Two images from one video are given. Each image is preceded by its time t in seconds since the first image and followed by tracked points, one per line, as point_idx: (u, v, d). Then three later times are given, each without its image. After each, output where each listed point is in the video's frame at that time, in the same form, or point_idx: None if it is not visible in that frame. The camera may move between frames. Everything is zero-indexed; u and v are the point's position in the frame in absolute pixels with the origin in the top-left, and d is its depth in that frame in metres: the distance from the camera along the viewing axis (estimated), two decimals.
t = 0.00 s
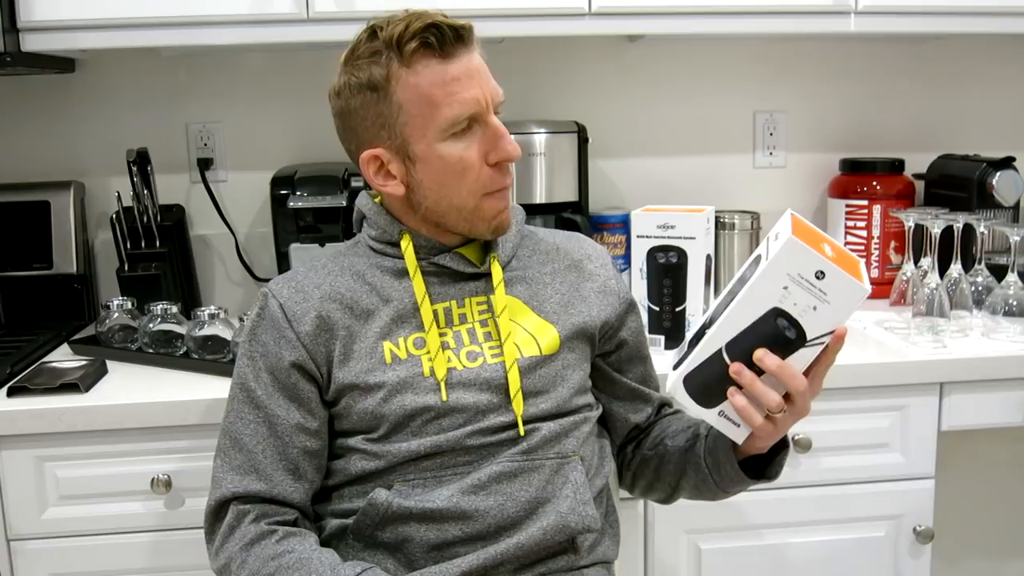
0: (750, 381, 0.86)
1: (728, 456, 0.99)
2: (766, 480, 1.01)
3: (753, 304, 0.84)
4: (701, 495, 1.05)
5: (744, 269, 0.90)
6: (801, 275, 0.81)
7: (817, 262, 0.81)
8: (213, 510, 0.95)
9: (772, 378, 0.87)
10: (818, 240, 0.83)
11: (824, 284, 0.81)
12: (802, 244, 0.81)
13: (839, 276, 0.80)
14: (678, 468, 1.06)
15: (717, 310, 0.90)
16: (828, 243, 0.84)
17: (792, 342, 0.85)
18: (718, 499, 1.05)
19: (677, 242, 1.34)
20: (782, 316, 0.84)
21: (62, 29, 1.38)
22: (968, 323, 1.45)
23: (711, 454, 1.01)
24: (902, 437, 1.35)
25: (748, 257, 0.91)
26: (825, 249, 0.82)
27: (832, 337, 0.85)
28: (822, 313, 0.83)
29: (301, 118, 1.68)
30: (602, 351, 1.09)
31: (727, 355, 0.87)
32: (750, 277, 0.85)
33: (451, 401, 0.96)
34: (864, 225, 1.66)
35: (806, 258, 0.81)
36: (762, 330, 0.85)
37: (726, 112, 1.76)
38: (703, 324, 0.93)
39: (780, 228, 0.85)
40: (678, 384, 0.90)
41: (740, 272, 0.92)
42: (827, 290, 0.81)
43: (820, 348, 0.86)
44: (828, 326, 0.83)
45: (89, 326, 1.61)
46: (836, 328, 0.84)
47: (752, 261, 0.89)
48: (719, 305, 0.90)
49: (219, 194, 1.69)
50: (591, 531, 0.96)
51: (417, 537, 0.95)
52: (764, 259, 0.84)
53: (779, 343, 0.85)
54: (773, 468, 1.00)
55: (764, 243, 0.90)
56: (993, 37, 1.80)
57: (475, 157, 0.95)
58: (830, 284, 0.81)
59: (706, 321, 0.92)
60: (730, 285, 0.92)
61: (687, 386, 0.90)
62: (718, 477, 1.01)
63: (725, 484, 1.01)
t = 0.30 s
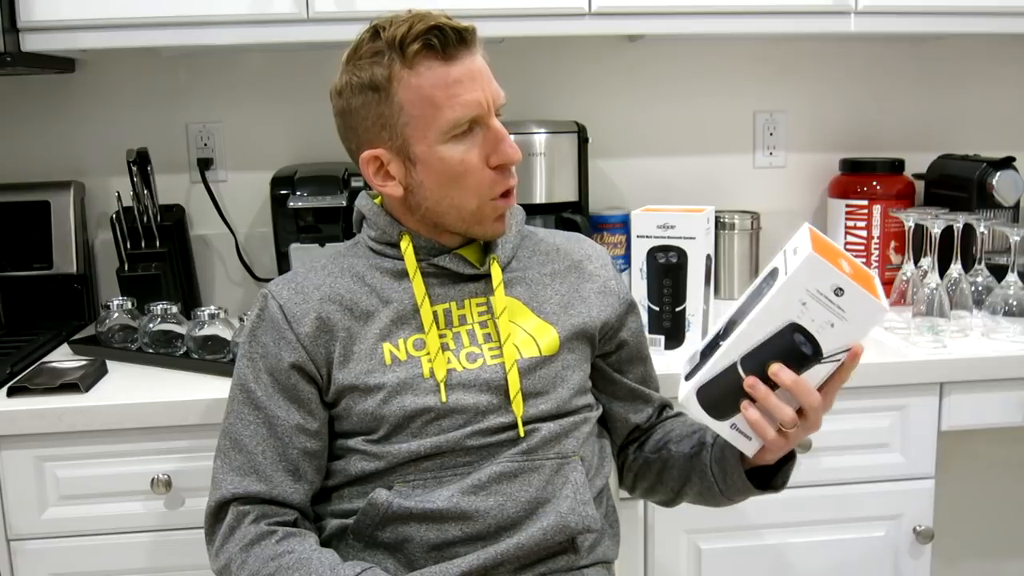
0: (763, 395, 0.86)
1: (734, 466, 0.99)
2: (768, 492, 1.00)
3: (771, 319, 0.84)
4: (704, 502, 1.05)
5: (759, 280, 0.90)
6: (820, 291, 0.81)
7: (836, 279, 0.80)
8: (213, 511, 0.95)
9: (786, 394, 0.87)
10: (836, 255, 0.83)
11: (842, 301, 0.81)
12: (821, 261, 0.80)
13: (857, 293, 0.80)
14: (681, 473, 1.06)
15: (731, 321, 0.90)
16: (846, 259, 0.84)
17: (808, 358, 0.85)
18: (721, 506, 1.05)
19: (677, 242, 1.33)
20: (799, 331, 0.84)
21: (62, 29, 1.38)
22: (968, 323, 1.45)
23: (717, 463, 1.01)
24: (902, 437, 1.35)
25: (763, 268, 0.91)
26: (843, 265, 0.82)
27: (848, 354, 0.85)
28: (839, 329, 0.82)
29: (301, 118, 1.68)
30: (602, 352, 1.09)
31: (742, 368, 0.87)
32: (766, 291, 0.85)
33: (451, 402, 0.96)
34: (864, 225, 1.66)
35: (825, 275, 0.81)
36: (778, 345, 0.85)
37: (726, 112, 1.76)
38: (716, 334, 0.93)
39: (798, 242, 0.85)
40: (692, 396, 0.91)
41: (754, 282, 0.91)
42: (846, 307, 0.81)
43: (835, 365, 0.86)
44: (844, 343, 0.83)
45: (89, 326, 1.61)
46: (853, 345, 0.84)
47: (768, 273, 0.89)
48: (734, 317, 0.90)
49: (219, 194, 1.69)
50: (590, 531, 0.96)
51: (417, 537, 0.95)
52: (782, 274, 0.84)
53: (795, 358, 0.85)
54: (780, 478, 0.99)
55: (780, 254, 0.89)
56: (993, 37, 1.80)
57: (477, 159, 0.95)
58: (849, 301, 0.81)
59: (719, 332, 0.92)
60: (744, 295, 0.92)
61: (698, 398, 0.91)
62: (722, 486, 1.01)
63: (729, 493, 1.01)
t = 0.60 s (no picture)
0: (766, 396, 0.86)
1: (735, 465, 0.99)
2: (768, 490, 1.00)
3: (773, 320, 0.84)
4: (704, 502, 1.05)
5: (760, 281, 0.90)
6: (823, 292, 0.81)
7: (839, 281, 0.80)
8: (213, 511, 0.95)
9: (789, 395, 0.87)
10: (837, 256, 0.83)
11: (845, 301, 0.81)
12: (824, 262, 0.80)
13: (860, 294, 0.80)
14: (682, 473, 1.06)
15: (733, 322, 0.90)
16: (847, 259, 0.84)
17: (810, 359, 0.85)
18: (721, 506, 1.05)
19: (677, 242, 1.33)
20: (801, 332, 0.84)
21: (62, 29, 1.38)
22: (968, 323, 1.45)
23: (717, 462, 1.01)
24: (902, 438, 1.35)
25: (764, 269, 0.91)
26: (845, 266, 0.82)
27: (851, 354, 0.85)
28: (842, 330, 0.82)
29: (301, 118, 1.68)
30: (602, 352, 1.09)
31: (744, 369, 0.87)
32: (768, 292, 0.85)
33: (451, 403, 0.96)
34: (864, 225, 1.66)
35: (828, 276, 0.80)
36: (780, 346, 0.85)
37: (726, 112, 1.76)
38: (717, 336, 0.93)
39: (800, 243, 0.85)
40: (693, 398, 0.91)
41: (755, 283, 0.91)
42: (848, 307, 0.81)
43: (838, 365, 0.86)
44: (847, 344, 0.83)
45: (89, 326, 1.61)
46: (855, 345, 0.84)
47: (769, 274, 0.89)
48: (736, 318, 0.90)
49: (219, 194, 1.69)
50: (590, 531, 0.96)
51: (417, 537, 0.95)
52: (784, 275, 0.83)
53: (797, 359, 0.85)
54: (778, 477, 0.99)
55: (781, 255, 0.89)
56: (993, 38, 1.80)
57: (476, 156, 0.95)
58: (851, 302, 0.80)
59: (720, 333, 0.92)
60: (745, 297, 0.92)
61: (701, 400, 0.90)
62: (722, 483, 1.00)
63: (730, 492, 1.01)
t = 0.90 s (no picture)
0: (761, 392, 0.86)
1: (733, 463, 0.99)
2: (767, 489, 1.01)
3: (766, 316, 0.84)
4: (702, 501, 1.05)
5: (754, 277, 0.90)
6: (815, 285, 0.81)
7: (831, 274, 0.80)
8: (212, 512, 0.95)
9: (784, 390, 0.87)
10: (830, 251, 0.83)
11: (837, 295, 0.81)
12: (816, 256, 0.80)
13: (852, 287, 0.80)
14: (681, 473, 1.06)
15: (728, 318, 0.90)
16: (839, 252, 0.84)
17: (804, 353, 0.85)
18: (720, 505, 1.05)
19: (677, 242, 1.33)
20: (794, 326, 0.84)
21: (61, 29, 1.38)
22: (968, 323, 1.45)
23: (716, 460, 1.01)
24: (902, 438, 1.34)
25: (759, 265, 0.91)
26: (837, 260, 0.82)
27: (844, 347, 0.85)
28: (834, 323, 0.82)
29: (301, 117, 1.68)
30: (602, 353, 1.09)
31: (739, 366, 0.87)
32: (762, 288, 0.85)
33: (450, 404, 0.96)
34: (864, 225, 1.66)
35: (819, 269, 0.80)
36: (774, 341, 0.85)
37: (726, 112, 1.76)
38: (713, 333, 0.93)
39: (792, 237, 0.85)
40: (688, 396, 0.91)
41: (750, 279, 0.91)
42: (841, 301, 0.81)
43: (832, 359, 0.86)
44: (840, 337, 0.83)
45: (89, 325, 1.61)
46: (848, 339, 0.84)
47: (763, 270, 0.89)
48: (730, 314, 0.90)
49: (219, 194, 1.69)
50: (590, 532, 0.96)
51: (417, 537, 0.95)
52: (776, 270, 0.83)
53: (791, 354, 0.85)
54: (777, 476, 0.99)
55: (774, 250, 0.89)
56: (993, 37, 1.80)
57: (476, 158, 0.95)
58: (844, 296, 0.80)
59: (716, 330, 0.92)
60: (740, 293, 0.92)
61: (696, 396, 0.90)
62: (721, 482, 1.00)
63: (728, 491, 1.01)
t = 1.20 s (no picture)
0: (760, 391, 0.86)
1: (733, 462, 0.99)
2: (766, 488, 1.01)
3: (764, 314, 0.84)
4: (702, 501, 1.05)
5: (751, 276, 0.90)
6: (813, 283, 0.81)
7: (829, 272, 0.80)
8: (213, 512, 0.95)
9: (782, 389, 0.87)
10: (827, 248, 0.83)
11: (836, 292, 0.81)
12: (813, 253, 0.80)
13: (850, 285, 0.80)
14: (681, 473, 1.06)
15: (726, 317, 0.90)
16: (837, 250, 0.84)
17: (803, 351, 0.85)
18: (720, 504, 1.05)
19: (677, 242, 1.33)
20: (792, 324, 0.84)
21: (61, 29, 1.38)
22: (968, 323, 1.45)
23: (716, 460, 1.01)
24: (902, 438, 1.34)
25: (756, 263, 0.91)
26: (834, 257, 0.82)
27: (842, 345, 0.85)
28: (832, 321, 0.82)
29: (301, 117, 1.68)
30: (602, 353, 1.09)
31: (738, 365, 0.87)
32: (760, 287, 0.85)
33: (450, 405, 0.96)
34: (864, 225, 1.66)
35: (818, 267, 0.80)
36: (773, 340, 0.85)
37: (726, 113, 1.76)
38: (711, 332, 0.93)
39: (789, 235, 0.85)
40: (688, 394, 0.91)
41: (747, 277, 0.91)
42: (839, 298, 0.81)
43: (830, 357, 0.86)
44: (838, 336, 0.83)
45: (89, 326, 1.61)
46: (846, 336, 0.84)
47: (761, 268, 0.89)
48: (728, 313, 0.90)
49: (219, 194, 1.69)
50: (591, 532, 0.96)
51: (417, 537, 0.95)
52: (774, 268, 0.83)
53: (789, 352, 0.85)
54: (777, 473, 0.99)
55: (771, 248, 0.89)
56: (993, 37, 1.80)
57: (475, 157, 0.95)
58: (842, 293, 0.80)
59: (714, 329, 0.92)
60: (737, 292, 0.92)
61: (696, 395, 0.90)
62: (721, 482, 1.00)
63: (728, 491, 1.01)
